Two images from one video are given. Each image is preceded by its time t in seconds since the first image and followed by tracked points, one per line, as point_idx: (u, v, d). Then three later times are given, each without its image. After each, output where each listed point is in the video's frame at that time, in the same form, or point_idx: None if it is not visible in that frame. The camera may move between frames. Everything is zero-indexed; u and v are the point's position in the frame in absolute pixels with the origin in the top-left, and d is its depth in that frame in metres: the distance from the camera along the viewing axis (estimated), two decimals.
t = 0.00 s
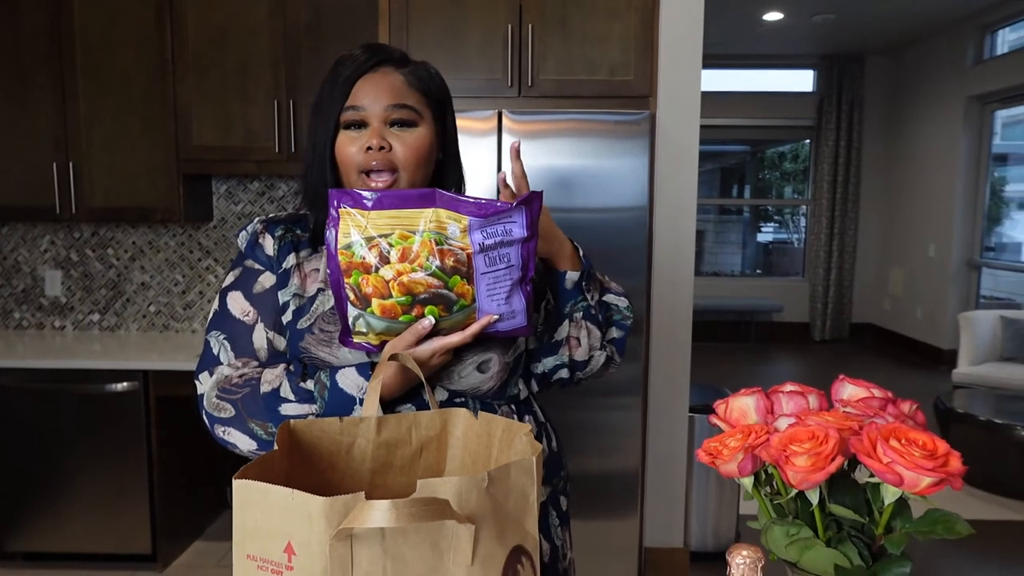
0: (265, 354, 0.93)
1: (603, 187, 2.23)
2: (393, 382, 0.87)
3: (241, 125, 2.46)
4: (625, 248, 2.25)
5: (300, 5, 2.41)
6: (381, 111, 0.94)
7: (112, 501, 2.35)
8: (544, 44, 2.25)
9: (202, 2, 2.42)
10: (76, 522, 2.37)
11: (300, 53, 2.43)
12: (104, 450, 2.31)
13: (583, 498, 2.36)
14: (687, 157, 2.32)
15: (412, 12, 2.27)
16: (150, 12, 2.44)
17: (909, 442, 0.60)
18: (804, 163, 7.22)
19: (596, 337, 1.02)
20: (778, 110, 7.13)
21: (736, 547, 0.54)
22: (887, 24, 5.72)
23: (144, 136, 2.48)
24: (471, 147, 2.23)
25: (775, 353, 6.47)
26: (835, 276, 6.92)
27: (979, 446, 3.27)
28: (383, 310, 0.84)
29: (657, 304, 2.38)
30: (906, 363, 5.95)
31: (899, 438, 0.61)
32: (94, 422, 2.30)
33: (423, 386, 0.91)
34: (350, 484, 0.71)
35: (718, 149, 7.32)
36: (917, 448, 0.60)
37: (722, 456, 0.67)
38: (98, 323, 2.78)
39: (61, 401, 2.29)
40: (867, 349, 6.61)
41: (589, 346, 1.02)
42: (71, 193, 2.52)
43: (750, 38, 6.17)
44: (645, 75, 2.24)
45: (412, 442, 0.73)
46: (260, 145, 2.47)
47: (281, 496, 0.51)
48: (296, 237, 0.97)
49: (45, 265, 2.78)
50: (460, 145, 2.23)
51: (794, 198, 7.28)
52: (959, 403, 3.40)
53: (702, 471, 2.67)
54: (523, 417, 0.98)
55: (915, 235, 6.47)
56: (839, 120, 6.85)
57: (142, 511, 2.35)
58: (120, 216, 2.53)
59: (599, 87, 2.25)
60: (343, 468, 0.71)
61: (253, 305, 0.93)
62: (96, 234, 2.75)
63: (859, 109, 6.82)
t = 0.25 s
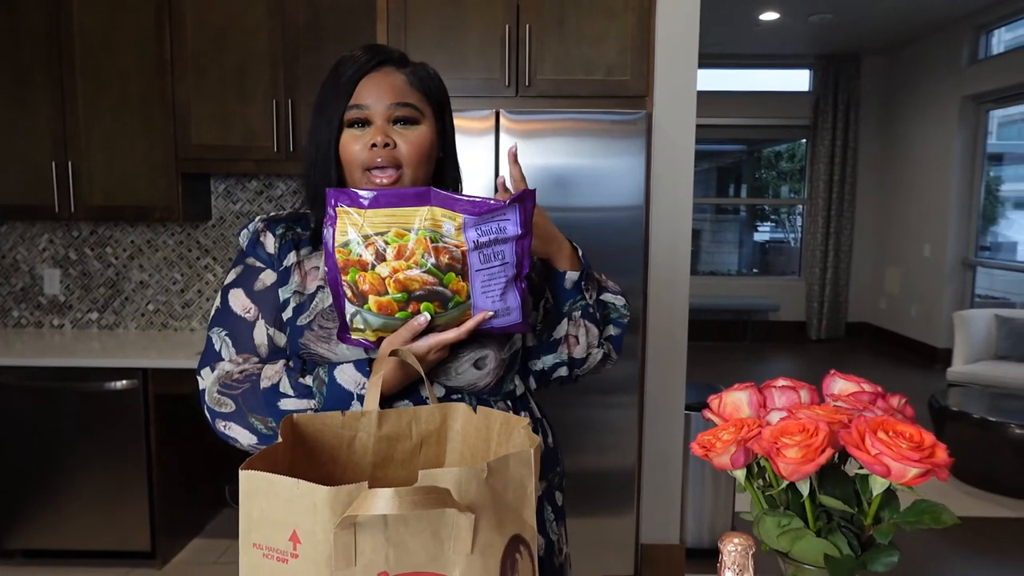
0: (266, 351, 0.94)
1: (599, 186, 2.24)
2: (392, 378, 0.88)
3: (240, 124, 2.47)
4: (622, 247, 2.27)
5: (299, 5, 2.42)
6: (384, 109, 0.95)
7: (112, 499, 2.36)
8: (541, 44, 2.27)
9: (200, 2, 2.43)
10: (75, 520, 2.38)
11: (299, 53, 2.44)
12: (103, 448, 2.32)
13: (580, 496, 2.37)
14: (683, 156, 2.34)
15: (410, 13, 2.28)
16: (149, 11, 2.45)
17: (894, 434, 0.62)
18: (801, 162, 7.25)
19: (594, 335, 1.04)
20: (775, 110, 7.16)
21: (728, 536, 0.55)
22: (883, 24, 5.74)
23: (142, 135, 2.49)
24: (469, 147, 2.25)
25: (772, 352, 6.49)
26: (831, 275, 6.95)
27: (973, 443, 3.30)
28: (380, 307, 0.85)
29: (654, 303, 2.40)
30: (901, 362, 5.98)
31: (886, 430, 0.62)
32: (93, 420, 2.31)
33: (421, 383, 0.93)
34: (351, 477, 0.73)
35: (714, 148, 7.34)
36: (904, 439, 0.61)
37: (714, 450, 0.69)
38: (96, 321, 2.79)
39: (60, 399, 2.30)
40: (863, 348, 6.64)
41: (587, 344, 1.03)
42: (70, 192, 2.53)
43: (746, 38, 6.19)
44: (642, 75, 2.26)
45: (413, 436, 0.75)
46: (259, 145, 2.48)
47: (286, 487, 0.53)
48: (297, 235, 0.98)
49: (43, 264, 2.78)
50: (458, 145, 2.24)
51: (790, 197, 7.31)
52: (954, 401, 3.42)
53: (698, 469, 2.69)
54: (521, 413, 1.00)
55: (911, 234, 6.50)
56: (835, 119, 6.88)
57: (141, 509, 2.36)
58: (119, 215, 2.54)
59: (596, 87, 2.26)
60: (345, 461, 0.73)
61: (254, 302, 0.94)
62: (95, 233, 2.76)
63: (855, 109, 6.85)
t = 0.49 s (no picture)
0: (264, 346, 0.96)
1: (596, 186, 2.26)
2: (390, 375, 0.89)
3: (239, 124, 2.48)
4: (619, 247, 2.29)
5: (298, 5, 2.43)
6: (397, 109, 0.98)
7: (111, 497, 2.37)
8: (539, 45, 2.28)
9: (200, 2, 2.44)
10: (74, 518, 2.39)
11: (298, 53, 2.45)
12: (102, 446, 2.34)
13: (577, 494, 2.39)
14: (680, 156, 2.35)
15: (410, 13, 2.30)
16: (148, 11, 2.46)
17: (884, 429, 0.64)
18: (798, 163, 7.28)
19: (588, 333, 1.06)
20: (772, 110, 7.18)
21: (721, 527, 0.56)
22: (879, 25, 5.76)
23: (142, 135, 2.50)
24: (467, 147, 2.26)
25: (769, 352, 6.52)
26: (828, 275, 6.97)
27: (969, 442, 3.32)
28: (377, 307, 0.86)
29: (651, 302, 2.41)
30: (898, 362, 6.01)
31: (876, 426, 0.64)
32: (92, 419, 2.32)
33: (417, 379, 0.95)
34: (353, 470, 0.75)
35: (712, 149, 7.38)
36: (893, 435, 0.63)
37: (709, 444, 0.70)
38: (96, 320, 2.80)
39: (60, 397, 2.31)
40: (860, 347, 6.67)
41: (581, 342, 1.05)
42: (70, 191, 2.54)
43: (744, 39, 6.21)
44: (639, 75, 2.28)
45: (413, 431, 0.76)
46: (258, 144, 2.49)
47: (292, 479, 0.55)
48: (296, 232, 0.99)
49: (42, 263, 2.79)
50: (456, 145, 2.26)
51: (787, 197, 7.34)
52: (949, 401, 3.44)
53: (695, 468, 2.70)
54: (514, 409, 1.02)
55: (907, 234, 6.53)
56: (832, 120, 6.91)
57: (140, 507, 2.37)
58: (118, 214, 2.55)
59: (593, 88, 2.28)
60: (347, 455, 0.74)
61: (252, 298, 0.96)
62: (94, 232, 2.77)
63: (852, 109, 6.88)
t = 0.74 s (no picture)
0: (263, 342, 0.96)
1: (594, 186, 2.27)
2: (388, 370, 0.90)
3: (238, 123, 2.49)
4: (616, 246, 2.30)
5: (297, 5, 2.44)
6: (404, 108, 0.99)
7: (110, 496, 2.37)
8: (537, 45, 2.29)
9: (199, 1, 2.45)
10: (73, 517, 2.39)
11: (297, 53, 2.46)
12: (101, 445, 2.34)
13: (574, 492, 2.40)
14: (678, 157, 2.36)
15: (408, 13, 2.30)
16: (148, 11, 2.47)
17: (872, 422, 0.65)
18: (795, 163, 7.30)
19: (582, 323, 1.09)
20: (770, 111, 7.20)
21: (715, 517, 0.57)
22: (876, 26, 5.78)
23: (141, 135, 2.51)
24: (466, 147, 2.27)
25: (766, 352, 6.54)
26: (825, 275, 7.00)
27: (965, 441, 3.33)
28: (372, 302, 0.88)
29: (648, 302, 2.42)
30: (894, 362, 6.03)
31: (865, 419, 0.65)
32: (91, 417, 2.33)
33: (414, 375, 0.95)
34: (354, 464, 0.76)
35: (710, 149, 7.39)
36: (882, 427, 0.64)
37: (704, 438, 0.72)
38: (94, 319, 2.81)
39: (59, 396, 2.32)
40: (857, 348, 6.69)
41: (576, 332, 1.08)
42: (69, 190, 2.55)
43: (742, 40, 6.23)
44: (637, 76, 2.29)
45: (413, 425, 0.77)
46: (257, 143, 2.49)
47: (294, 470, 0.56)
48: (295, 229, 1.00)
49: (41, 262, 2.80)
50: (455, 145, 2.27)
51: (785, 198, 7.36)
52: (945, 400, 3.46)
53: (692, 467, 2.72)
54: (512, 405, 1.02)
55: (904, 235, 6.55)
56: (830, 121, 6.93)
57: (138, 505, 2.38)
58: (117, 213, 2.55)
59: (591, 88, 2.29)
60: (347, 449, 0.75)
61: (251, 295, 0.97)
62: (93, 231, 2.77)
63: (849, 110, 6.90)
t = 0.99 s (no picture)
0: (264, 338, 0.98)
1: (592, 185, 2.29)
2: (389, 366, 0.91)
3: (238, 122, 2.50)
4: (614, 245, 2.31)
5: (297, 5, 2.45)
6: (405, 107, 1.01)
7: (110, 493, 2.38)
8: (536, 45, 2.31)
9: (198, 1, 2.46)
10: (73, 514, 2.40)
11: (297, 53, 2.47)
12: (101, 442, 2.35)
13: (573, 489, 2.42)
14: (675, 157, 2.37)
15: (408, 13, 2.31)
16: (148, 11, 2.48)
17: (865, 416, 0.66)
18: (793, 163, 7.32)
19: (579, 318, 1.10)
20: (768, 110, 7.21)
21: (711, 508, 0.58)
22: (874, 26, 5.80)
23: (141, 134, 2.52)
24: (465, 146, 2.28)
25: (764, 350, 6.56)
26: (822, 274, 7.02)
27: (960, 439, 3.35)
28: (374, 298, 0.89)
29: (646, 300, 2.44)
30: (891, 361, 6.05)
31: (859, 414, 0.66)
32: (91, 415, 2.34)
33: (414, 370, 0.97)
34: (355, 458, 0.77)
35: (709, 148, 7.40)
36: (875, 422, 0.65)
37: (699, 432, 0.73)
38: (94, 317, 2.81)
39: (59, 394, 2.33)
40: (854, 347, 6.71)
41: (572, 326, 1.09)
42: (69, 188, 2.55)
43: (740, 39, 6.24)
44: (635, 76, 2.31)
45: (414, 420, 0.79)
46: (257, 143, 2.50)
47: (298, 462, 0.57)
48: (296, 227, 1.01)
49: (41, 260, 2.80)
50: (454, 145, 2.28)
51: (782, 197, 7.38)
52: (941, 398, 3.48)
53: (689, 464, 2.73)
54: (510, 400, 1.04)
55: (901, 235, 6.57)
56: (827, 120, 6.95)
57: (138, 503, 2.39)
58: (117, 212, 2.56)
59: (589, 88, 2.31)
60: (349, 443, 0.76)
61: (253, 292, 0.98)
62: (92, 230, 2.78)
63: (847, 110, 6.92)
